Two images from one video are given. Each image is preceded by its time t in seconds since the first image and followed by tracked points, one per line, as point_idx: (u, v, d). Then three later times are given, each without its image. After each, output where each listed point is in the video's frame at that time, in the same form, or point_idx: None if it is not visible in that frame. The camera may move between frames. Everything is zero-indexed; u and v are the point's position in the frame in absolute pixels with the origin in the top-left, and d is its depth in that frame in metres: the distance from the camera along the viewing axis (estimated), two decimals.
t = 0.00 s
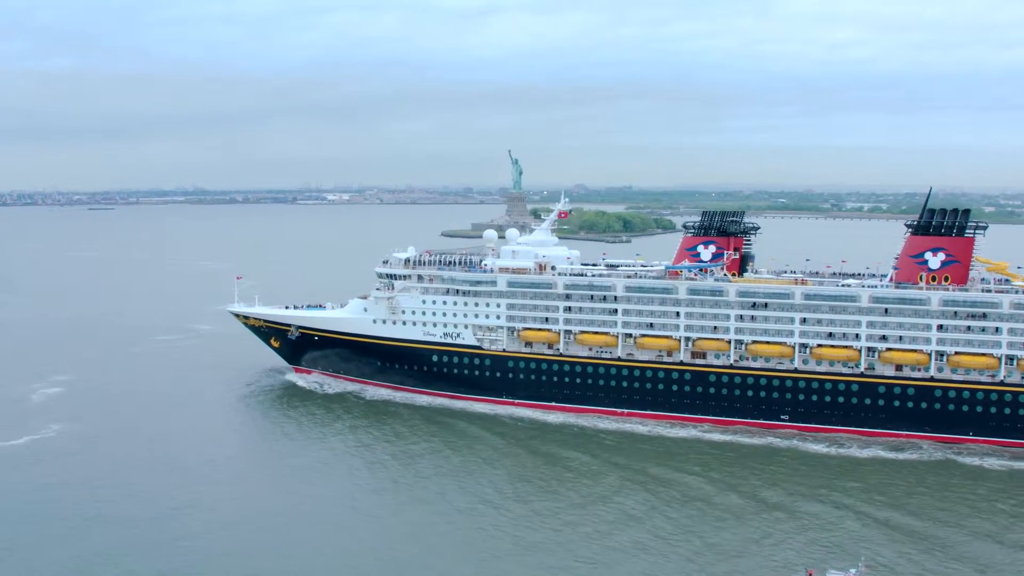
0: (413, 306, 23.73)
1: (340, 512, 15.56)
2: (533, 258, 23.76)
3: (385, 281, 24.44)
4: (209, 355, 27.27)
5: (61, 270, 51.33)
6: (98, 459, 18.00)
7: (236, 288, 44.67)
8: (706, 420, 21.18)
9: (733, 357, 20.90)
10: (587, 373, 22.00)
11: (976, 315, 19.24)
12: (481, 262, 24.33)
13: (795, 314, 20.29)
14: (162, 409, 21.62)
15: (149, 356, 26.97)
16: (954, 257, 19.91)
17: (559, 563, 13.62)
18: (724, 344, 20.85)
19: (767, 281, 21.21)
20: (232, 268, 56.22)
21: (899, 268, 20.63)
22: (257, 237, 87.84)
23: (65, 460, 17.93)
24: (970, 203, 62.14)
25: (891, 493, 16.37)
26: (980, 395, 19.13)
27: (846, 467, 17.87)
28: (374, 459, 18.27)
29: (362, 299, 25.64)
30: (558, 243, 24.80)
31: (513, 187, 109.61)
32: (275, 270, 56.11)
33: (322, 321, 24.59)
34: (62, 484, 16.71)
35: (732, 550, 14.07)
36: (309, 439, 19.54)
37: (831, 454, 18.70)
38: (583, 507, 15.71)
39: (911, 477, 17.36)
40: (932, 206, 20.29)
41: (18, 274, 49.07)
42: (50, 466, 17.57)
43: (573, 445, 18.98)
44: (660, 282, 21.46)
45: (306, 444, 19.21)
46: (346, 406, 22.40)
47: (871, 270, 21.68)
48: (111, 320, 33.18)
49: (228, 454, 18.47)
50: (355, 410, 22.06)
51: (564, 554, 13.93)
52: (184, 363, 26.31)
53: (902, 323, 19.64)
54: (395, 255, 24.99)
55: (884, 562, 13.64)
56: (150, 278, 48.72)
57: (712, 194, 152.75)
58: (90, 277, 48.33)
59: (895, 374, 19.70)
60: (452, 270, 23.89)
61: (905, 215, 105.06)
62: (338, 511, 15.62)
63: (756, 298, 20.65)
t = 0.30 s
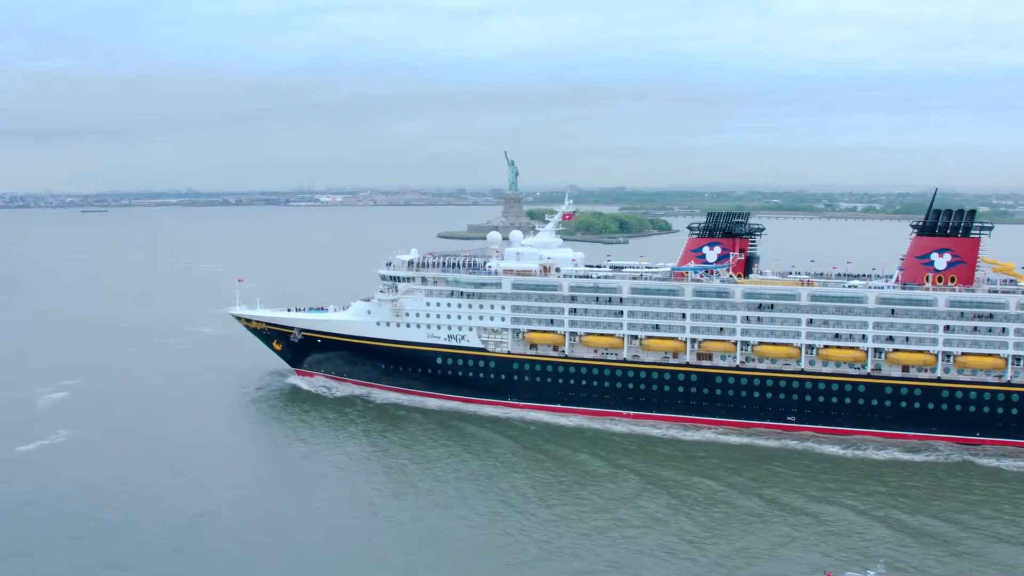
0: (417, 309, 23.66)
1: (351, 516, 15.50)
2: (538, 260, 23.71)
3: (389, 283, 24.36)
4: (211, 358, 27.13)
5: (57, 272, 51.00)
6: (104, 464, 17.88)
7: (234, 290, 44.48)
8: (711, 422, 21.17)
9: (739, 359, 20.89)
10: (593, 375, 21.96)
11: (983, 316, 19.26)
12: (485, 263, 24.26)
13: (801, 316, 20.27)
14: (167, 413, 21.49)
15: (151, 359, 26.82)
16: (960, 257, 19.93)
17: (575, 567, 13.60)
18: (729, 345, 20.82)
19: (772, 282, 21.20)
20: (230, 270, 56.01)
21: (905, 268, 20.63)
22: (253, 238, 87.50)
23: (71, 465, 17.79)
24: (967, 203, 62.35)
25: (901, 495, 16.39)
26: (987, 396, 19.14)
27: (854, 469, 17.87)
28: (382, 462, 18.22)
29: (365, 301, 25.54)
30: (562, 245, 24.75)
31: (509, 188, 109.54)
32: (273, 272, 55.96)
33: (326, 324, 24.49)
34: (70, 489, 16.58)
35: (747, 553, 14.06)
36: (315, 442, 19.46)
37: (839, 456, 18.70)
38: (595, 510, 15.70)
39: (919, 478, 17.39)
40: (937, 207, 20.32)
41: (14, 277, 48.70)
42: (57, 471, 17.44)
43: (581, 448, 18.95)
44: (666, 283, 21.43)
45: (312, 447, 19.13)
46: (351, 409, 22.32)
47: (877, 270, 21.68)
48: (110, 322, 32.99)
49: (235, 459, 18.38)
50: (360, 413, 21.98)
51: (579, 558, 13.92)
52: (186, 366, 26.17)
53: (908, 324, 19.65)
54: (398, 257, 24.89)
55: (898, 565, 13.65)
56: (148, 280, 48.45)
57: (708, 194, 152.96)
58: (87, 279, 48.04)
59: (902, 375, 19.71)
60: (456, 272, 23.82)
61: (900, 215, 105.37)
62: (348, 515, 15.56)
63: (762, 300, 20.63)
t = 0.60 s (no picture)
0: (420, 311, 23.58)
1: (360, 521, 15.42)
2: (542, 262, 23.66)
3: (392, 286, 24.28)
4: (213, 361, 27.01)
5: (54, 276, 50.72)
6: (109, 470, 17.76)
7: (233, 293, 44.29)
8: (717, 423, 21.16)
9: (745, 360, 20.87)
10: (598, 377, 21.90)
11: (989, 316, 19.27)
12: (488, 266, 24.19)
13: (807, 317, 20.27)
14: (170, 417, 21.35)
15: (153, 363, 26.66)
16: (965, 258, 19.96)
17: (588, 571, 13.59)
18: (735, 347, 20.82)
19: (778, 283, 21.20)
20: (227, 273, 55.75)
21: (910, 269, 20.64)
22: (250, 241, 87.28)
23: (76, 471, 17.66)
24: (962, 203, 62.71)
25: (909, 497, 16.43)
26: (993, 396, 19.13)
27: (863, 470, 17.85)
28: (389, 466, 18.14)
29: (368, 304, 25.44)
30: (566, 246, 24.71)
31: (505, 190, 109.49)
32: (271, 275, 55.83)
33: (329, 327, 24.40)
34: (76, 496, 16.45)
35: (760, 556, 14.02)
36: (321, 446, 19.37)
37: (847, 457, 18.69)
38: (605, 513, 15.69)
39: (927, 479, 17.41)
40: (942, 208, 20.37)
41: (10, 281, 48.36)
42: (62, 478, 17.30)
43: (588, 451, 18.92)
44: (671, 284, 21.41)
45: (318, 451, 19.03)
46: (355, 412, 22.25)
47: (881, 271, 21.68)
48: (110, 326, 32.80)
49: (241, 463, 18.29)
50: (364, 416, 21.90)
51: (591, 561, 13.90)
52: (188, 370, 26.03)
53: (914, 325, 19.65)
54: (401, 259, 24.81)
55: (911, 566, 13.68)
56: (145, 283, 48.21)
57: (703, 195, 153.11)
58: (84, 282, 47.77)
59: (908, 376, 19.71)
60: (460, 275, 23.76)
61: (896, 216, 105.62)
62: (358, 520, 15.48)
63: (768, 301, 20.63)
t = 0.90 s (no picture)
0: (424, 314, 23.50)
1: (368, 527, 15.32)
2: (546, 263, 23.61)
3: (396, 288, 24.22)
4: (214, 365, 26.88)
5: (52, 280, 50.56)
6: (115, 475, 17.64)
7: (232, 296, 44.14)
8: (723, 425, 21.16)
9: (751, 361, 20.85)
10: (603, 379, 21.86)
11: (994, 317, 19.28)
12: (492, 268, 24.12)
13: (813, 318, 20.27)
14: (173, 422, 21.22)
15: (154, 367, 26.53)
16: (970, 258, 19.97)
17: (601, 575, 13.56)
18: (741, 348, 20.80)
19: (784, 284, 21.19)
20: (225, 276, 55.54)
21: (915, 270, 20.67)
22: (247, 244, 87.11)
23: (80, 477, 17.52)
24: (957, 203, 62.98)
25: (917, 498, 16.46)
26: (999, 397, 19.16)
27: (870, 472, 17.84)
28: (395, 471, 18.05)
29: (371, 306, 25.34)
30: (570, 248, 24.67)
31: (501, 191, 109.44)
32: (268, 277, 55.66)
33: (331, 330, 24.30)
34: (81, 503, 16.33)
35: (769, 559, 14.02)
36: (326, 450, 19.27)
37: (854, 459, 18.69)
38: (615, 516, 15.67)
39: (934, 480, 17.43)
40: (947, 208, 20.41)
41: (8, 285, 48.16)
42: (66, 484, 17.18)
43: (595, 454, 18.89)
44: (676, 286, 21.39)
45: (324, 455, 18.94)
46: (359, 416, 22.15)
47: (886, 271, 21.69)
48: (109, 330, 32.66)
49: (247, 468, 18.19)
50: (369, 419, 21.81)
51: (604, 565, 13.87)
52: (189, 374, 25.89)
53: (920, 325, 19.66)
54: (404, 262, 24.75)
55: (922, 568, 13.70)
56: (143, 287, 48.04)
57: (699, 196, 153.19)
58: (81, 286, 47.59)
59: (914, 376, 19.71)
60: (463, 277, 23.69)
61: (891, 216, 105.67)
62: (364, 526, 15.40)
63: (773, 302, 20.64)
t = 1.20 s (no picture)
0: (427, 316, 23.41)
1: (378, 532, 15.25)
2: (549, 265, 23.55)
3: (398, 291, 24.05)
4: (215, 369, 26.72)
5: (47, 283, 50.28)
6: (120, 481, 17.49)
7: (229, 298, 43.94)
8: (729, 426, 21.14)
9: (756, 362, 20.81)
10: (608, 380, 21.82)
11: (1000, 317, 19.31)
12: (495, 270, 24.06)
13: (818, 318, 20.27)
14: (177, 426, 21.08)
15: (154, 371, 26.38)
16: (975, 258, 20.02)
17: None
18: (746, 349, 20.77)
19: (789, 285, 21.17)
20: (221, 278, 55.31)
21: (920, 270, 20.68)
22: (241, 245, 86.83)
23: (83, 483, 17.39)
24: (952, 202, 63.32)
25: (927, 499, 16.47)
26: (1005, 396, 19.20)
27: (877, 473, 17.86)
28: (402, 475, 17.97)
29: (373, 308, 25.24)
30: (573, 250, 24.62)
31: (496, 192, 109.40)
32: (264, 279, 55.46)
33: (334, 333, 24.19)
34: (86, 509, 16.20)
35: (780, 562, 14.01)
36: (331, 454, 19.17)
37: (860, 460, 18.69)
38: (627, 519, 15.63)
39: (942, 480, 17.45)
40: (951, 208, 20.45)
41: (3, 288, 47.90)
42: (70, 490, 17.05)
43: (603, 456, 18.85)
44: (681, 287, 21.36)
45: (329, 459, 18.84)
46: (364, 419, 22.05)
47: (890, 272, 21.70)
48: (108, 333, 32.47)
49: (254, 473, 18.07)
50: (373, 422, 21.71)
51: (619, 569, 13.83)
52: (190, 378, 25.72)
53: (926, 325, 19.67)
54: (407, 264, 24.65)
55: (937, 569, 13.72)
56: (140, 289, 47.82)
57: (694, 196, 153.30)
58: (77, 289, 47.30)
59: (919, 376, 19.72)
60: (467, 279, 23.60)
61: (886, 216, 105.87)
62: (373, 530, 15.33)
63: (778, 303, 20.63)
